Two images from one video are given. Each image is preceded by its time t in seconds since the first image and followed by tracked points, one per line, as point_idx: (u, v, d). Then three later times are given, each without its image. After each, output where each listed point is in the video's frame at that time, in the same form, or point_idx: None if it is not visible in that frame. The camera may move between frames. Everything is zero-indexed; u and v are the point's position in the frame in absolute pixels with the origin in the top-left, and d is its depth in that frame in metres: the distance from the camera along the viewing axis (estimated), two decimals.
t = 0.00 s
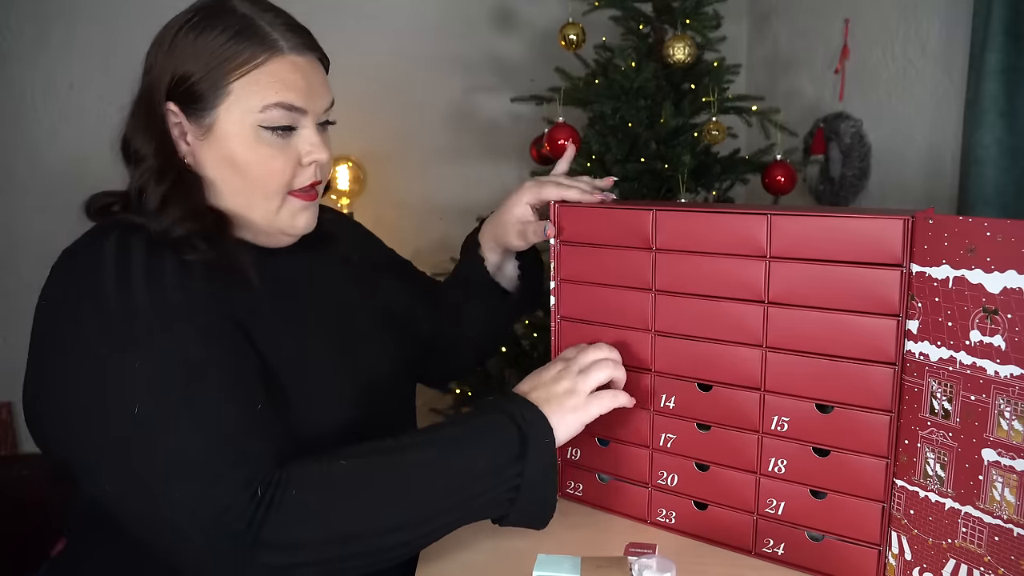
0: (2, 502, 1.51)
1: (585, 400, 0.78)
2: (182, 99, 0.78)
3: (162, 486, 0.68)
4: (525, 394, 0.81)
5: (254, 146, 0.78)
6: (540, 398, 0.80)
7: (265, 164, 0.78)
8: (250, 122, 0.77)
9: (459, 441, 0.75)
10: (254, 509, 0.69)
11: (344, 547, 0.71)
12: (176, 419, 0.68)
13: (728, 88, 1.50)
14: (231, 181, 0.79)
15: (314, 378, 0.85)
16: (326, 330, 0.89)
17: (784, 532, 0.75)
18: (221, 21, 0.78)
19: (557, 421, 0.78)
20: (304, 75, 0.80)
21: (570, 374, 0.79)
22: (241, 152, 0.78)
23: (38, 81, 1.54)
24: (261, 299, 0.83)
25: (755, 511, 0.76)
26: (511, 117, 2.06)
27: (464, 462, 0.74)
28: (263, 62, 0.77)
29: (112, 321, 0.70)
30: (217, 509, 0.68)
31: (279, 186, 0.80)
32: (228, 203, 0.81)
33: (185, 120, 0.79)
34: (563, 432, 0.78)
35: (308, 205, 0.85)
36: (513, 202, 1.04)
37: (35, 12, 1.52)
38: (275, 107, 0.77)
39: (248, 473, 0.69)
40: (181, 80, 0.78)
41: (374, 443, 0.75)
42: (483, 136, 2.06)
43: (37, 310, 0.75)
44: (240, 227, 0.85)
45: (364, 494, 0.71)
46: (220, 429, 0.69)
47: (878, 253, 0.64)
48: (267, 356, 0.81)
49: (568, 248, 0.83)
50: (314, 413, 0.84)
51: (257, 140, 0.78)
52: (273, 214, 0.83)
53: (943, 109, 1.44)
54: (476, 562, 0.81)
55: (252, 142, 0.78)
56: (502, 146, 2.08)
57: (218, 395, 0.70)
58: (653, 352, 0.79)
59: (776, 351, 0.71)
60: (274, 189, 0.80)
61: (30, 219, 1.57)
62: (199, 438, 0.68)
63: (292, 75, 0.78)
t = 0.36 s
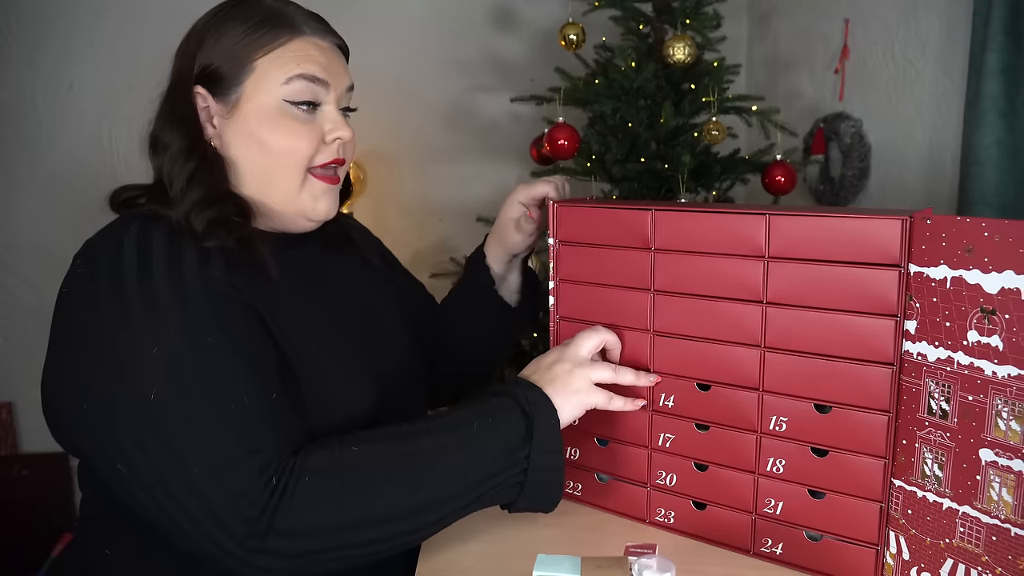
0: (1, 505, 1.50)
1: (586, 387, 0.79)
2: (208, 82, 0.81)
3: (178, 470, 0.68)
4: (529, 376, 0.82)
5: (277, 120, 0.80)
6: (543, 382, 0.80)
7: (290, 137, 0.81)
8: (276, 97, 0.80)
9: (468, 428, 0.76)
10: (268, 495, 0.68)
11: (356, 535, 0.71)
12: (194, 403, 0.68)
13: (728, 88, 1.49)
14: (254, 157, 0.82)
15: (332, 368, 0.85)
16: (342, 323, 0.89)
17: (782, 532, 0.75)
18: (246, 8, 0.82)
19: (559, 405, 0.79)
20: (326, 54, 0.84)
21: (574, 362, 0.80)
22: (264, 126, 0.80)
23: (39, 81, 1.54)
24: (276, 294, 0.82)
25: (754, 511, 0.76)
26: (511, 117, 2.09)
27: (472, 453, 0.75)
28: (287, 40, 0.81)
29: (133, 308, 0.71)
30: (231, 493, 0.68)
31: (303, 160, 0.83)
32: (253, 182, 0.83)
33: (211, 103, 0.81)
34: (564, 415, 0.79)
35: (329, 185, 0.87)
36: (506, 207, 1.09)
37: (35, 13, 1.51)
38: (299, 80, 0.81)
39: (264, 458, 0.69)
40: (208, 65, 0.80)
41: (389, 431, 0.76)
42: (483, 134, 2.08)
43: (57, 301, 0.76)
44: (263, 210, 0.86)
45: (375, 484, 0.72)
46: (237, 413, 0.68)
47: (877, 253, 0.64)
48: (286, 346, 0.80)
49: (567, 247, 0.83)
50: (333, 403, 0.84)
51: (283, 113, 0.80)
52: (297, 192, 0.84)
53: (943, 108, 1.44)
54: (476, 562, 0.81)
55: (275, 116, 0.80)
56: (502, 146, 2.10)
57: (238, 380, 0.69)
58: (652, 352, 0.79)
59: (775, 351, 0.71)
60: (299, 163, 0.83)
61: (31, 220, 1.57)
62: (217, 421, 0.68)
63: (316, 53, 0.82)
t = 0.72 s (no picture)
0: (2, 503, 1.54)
1: (529, 387, 0.85)
2: (196, 77, 0.91)
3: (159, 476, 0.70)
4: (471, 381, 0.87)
5: (238, 107, 0.87)
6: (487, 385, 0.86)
7: (248, 126, 0.86)
8: (239, 87, 0.86)
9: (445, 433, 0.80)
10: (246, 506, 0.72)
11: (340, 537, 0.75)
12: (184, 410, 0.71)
13: (728, 88, 1.53)
14: (218, 144, 0.88)
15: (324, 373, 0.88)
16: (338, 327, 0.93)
17: (710, 513, 0.83)
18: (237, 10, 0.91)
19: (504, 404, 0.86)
20: (296, 46, 0.89)
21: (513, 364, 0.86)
22: (227, 112, 0.87)
23: (38, 82, 1.57)
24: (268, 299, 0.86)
25: (682, 494, 0.84)
26: (511, 117, 2.14)
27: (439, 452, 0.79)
28: (259, 32, 0.88)
29: (127, 312, 0.74)
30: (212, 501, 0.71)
31: (261, 150, 0.87)
32: (221, 172, 0.89)
33: (195, 99, 0.91)
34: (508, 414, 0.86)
35: (296, 179, 0.90)
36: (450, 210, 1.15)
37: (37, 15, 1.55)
38: (262, 72, 0.87)
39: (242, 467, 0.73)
40: (197, 61, 0.90)
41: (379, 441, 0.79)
42: (483, 134, 2.13)
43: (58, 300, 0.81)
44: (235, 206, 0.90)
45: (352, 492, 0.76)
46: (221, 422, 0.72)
47: (794, 247, 0.74)
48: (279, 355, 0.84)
49: (498, 248, 0.90)
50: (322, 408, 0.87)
51: (245, 102, 0.87)
52: (259, 185, 0.88)
53: (942, 108, 1.43)
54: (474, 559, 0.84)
55: (237, 103, 0.87)
56: (502, 146, 2.16)
57: (226, 384, 0.73)
58: (585, 344, 0.87)
59: (700, 342, 0.80)
60: (258, 153, 0.87)
61: (33, 219, 1.61)
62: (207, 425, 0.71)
63: (286, 49, 0.88)
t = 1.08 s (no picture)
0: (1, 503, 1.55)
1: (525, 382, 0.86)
2: (200, 77, 0.91)
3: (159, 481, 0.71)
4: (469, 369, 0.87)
5: (240, 109, 0.87)
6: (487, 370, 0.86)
7: (251, 130, 0.87)
8: (243, 91, 0.87)
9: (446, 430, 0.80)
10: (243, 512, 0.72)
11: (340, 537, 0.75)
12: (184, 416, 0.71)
13: (728, 88, 1.54)
14: (220, 147, 0.89)
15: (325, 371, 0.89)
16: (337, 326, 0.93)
17: (701, 509, 0.84)
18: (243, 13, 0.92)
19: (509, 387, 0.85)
20: (300, 50, 0.90)
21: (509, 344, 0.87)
22: (228, 115, 0.88)
23: (38, 83, 1.57)
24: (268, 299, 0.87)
25: (673, 491, 0.85)
26: (511, 117, 2.15)
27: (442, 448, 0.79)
28: (263, 34, 0.89)
29: (128, 313, 0.75)
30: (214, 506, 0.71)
31: (263, 154, 0.88)
32: (223, 173, 0.90)
33: (199, 99, 0.92)
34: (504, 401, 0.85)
35: (298, 182, 0.90)
36: (437, 213, 1.13)
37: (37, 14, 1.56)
38: (266, 77, 0.87)
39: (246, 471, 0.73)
40: (201, 62, 0.91)
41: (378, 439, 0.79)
42: (483, 134, 2.13)
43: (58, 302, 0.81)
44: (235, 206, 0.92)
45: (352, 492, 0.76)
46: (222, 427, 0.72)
47: (782, 246, 0.74)
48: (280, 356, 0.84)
49: (485, 247, 0.91)
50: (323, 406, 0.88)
51: (248, 106, 0.87)
52: (260, 187, 0.89)
53: (942, 108, 1.41)
54: (475, 561, 0.84)
55: (239, 106, 0.87)
56: (503, 146, 2.16)
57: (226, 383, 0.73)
58: (573, 343, 0.88)
59: (687, 339, 0.81)
60: (260, 156, 0.88)
61: (32, 218, 1.61)
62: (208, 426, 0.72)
63: (291, 53, 0.89)
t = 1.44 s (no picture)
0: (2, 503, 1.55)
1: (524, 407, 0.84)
2: (209, 77, 0.92)
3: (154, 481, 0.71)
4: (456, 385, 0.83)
5: (248, 110, 0.87)
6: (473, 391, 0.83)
7: (259, 131, 0.87)
8: (250, 91, 0.87)
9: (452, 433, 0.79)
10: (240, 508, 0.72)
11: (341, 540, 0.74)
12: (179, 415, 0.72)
13: (728, 88, 1.54)
14: (228, 146, 0.89)
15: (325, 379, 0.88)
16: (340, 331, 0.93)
17: (701, 509, 0.84)
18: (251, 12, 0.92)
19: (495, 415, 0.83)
20: (308, 50, 0.89)
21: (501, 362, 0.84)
22: (236, 115, 0.88)
23: (38, 83, 1.59)
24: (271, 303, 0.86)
25: (673, 491, 0.85)
26: (511, 117, 2.14)
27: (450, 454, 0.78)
28: (271, 34, 0.89)
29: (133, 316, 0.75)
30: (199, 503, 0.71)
31: (272, 156, 0.87)
32: (231, 176, 0.90)
33: (206, 100, 0.93)
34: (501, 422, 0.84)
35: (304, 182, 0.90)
36: (438, 211, 1.14)
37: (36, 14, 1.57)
38: (273, 77, 0.87)
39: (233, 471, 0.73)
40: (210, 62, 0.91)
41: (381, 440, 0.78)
42: (484, 134, 2.13)
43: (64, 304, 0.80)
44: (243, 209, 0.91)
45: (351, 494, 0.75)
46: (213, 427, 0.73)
47: (782, 246, 0.74)
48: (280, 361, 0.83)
49: (485, 247, 0.91)
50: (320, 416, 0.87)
51: (255, 107, 0.87)
52: (269, 189, 0.89)
53: (942, 108, 1.41)
54: (475, 560, 0.84)
55: (247, 107, 0.87)
56: (503, 146, 2.15)
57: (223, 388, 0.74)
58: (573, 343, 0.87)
59: (687, 339, 0.80)
60: (268, 158, 0.87)
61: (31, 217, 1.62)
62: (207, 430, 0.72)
63: (298, 52, 0.88)
